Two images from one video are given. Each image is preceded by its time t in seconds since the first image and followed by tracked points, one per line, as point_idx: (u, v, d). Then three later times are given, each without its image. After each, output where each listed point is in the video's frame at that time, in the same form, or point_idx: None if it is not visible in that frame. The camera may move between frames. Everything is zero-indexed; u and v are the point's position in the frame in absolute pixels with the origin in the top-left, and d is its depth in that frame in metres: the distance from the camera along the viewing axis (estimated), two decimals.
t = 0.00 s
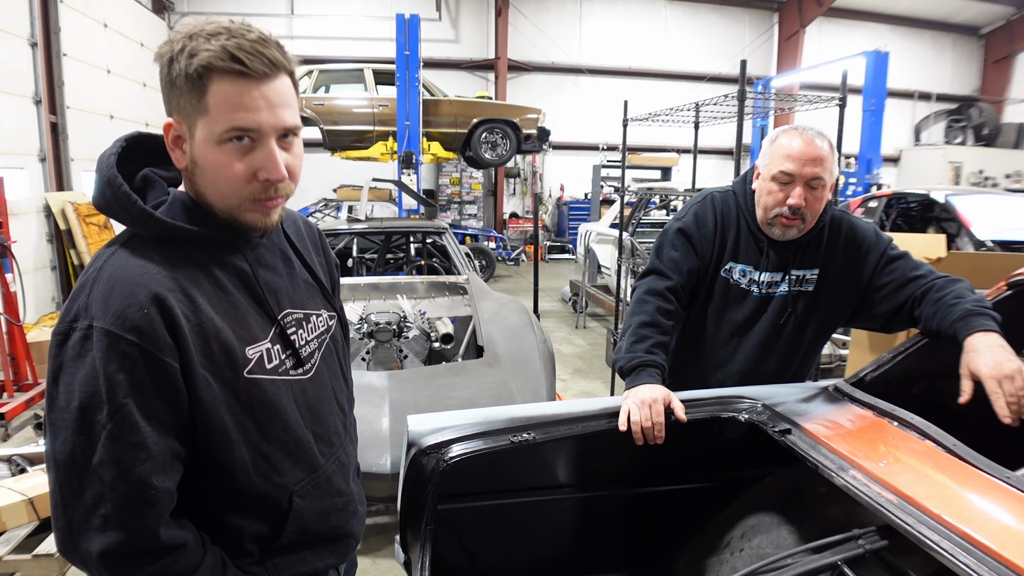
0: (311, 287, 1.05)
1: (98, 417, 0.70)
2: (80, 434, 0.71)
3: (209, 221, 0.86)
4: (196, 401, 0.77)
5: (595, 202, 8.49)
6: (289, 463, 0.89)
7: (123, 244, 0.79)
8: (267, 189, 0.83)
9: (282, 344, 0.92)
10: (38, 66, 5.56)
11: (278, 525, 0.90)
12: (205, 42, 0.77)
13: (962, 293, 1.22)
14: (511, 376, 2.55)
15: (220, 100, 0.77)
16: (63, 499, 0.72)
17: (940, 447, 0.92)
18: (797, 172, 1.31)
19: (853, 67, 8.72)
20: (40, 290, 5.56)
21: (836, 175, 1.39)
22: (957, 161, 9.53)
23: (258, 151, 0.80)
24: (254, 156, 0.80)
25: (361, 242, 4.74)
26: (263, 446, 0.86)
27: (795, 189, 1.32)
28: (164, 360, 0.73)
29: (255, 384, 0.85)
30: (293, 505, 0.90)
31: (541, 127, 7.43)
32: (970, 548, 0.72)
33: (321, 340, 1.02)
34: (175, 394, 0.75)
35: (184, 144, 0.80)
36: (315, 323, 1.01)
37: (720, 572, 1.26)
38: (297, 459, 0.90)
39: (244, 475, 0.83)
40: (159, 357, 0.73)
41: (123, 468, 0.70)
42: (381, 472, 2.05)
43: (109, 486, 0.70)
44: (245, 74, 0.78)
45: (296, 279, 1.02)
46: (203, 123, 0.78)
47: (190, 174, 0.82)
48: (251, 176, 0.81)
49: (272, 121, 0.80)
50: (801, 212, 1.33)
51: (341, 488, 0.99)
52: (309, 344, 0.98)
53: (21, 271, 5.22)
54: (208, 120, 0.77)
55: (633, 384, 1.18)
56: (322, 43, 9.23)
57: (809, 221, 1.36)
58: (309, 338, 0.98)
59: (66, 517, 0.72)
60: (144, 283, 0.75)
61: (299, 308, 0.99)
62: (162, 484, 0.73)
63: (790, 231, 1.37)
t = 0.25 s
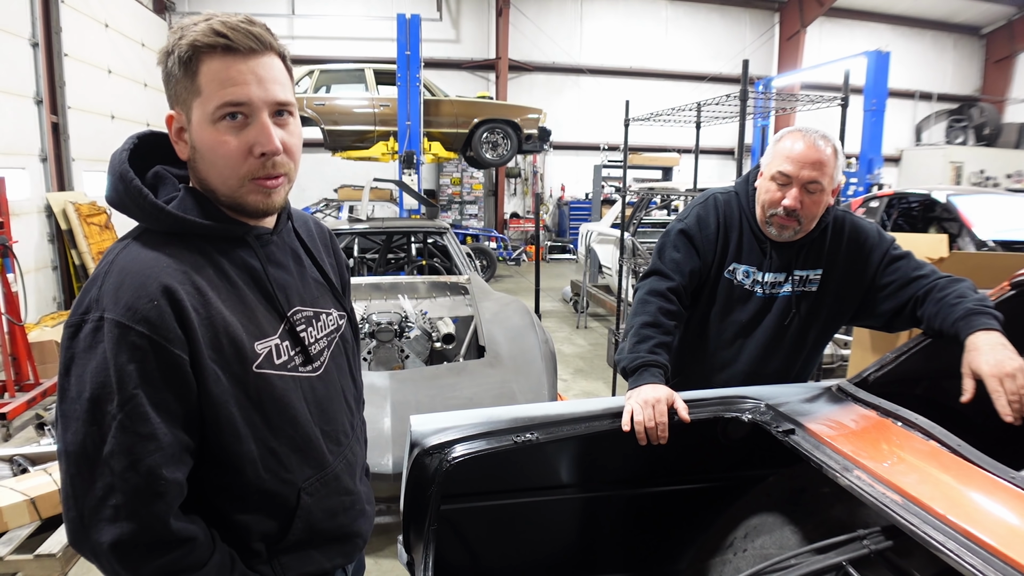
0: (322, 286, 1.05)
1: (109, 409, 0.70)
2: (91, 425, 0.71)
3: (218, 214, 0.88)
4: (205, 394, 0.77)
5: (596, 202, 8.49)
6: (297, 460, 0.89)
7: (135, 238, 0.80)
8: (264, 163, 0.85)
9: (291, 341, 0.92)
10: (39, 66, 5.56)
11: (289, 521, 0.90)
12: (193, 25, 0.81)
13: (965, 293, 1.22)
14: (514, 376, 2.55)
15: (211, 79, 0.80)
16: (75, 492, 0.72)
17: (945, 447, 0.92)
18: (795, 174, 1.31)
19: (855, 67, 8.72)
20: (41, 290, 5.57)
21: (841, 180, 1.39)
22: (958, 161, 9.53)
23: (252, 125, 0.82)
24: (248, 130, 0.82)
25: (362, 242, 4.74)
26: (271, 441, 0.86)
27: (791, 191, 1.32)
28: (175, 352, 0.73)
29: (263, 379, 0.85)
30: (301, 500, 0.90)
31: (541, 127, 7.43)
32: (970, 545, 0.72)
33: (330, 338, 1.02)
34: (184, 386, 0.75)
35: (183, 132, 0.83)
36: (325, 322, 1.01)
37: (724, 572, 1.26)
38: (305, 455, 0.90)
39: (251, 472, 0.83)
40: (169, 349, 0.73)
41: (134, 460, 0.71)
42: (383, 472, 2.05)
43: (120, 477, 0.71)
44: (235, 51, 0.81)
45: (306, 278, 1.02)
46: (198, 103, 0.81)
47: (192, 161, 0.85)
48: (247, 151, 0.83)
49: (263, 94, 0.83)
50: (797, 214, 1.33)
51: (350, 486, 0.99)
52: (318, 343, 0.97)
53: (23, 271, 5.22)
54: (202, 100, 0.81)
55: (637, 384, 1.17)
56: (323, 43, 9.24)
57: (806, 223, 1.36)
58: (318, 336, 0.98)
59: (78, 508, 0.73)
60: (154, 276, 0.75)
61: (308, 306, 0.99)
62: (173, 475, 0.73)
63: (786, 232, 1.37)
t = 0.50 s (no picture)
0: (336, 284, 1.05)
1: (140, 394, 0.71)
2: (119, 411, 0.72)
3: (238, 212, 0.89)
4: (230, 380, 0.79)
5: (597, 203, 8.49)
6: (311, 454, 0.90)
7: (160, 231, 0.81)
8: (296, 157, 0.87)
9: (305, 337, 0.92)
10: (40, 66, 5.56)
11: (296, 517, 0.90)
12: (216, 29, 0.82)
13: (969, 295, 1.22)
14: (516, 377, 2.55)
15: (242, 79, 0.82)
16: (101, 479, 0.73)
17: (952, 450, 0.91)
18: (796, 174, 1.32)
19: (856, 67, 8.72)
20: (42, 290, 5.57)
21: (845, 182, 1.40)
22: (959, 161, 9.54)
23: (283, 123, 0.84)
24: (280, 127, 0.84)
25: (363, 242, 4.74)
26: (284, 432, 0.87)
27: (791, 190, 1.33)
28: (202, 336, 0.75)
29: (279, 371, 0.85)
30: (312, 494, 0.90)
31: (542, 127, 7.43)
32: (971, 543, 0.73)
33: (344, 336, 1.02)
34: (211, 370, 0.77)
35: (210, 134, 0.84)
36: (338, 320, 1.02)
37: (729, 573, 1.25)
38: (319, 450, 0.91)
39: (264, 465, 0.84)
40: (197, 334, 0.74)
41: (166, 443, 0.72)
42: (386, 473, 2.05)
43: (150, 461, 0.72)
44: (262, 52, 0.83)
45: (321, 276, 1.02)
46: (229, 105, 0.82)
47: (219, 161, 0.85)
48: (281, 146, 0.84)
49: (290, 92, 0.85)
50: (798, 213, 1.33)
51: (362, 483, 0.99)
52: (331, 339, 0.98)
53: (24, 271, 5.22)
54: (233, 101, 0.82)
55: (642, 386, 1.17)
56: (324, 43, 9.23)
57: (807, 224, 1.36)
58: (332, 334, 0.98)
59: (103, 496, 0.73)
60: (182, 264, 0.76)
61: (322, 304, 0.99)
62: (202, 459, 0.75)
63: (788, 231, 1.37)
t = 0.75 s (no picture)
0: (357, 283, 1.06)
1: (188, 376, 0.72)
2: (167, 395, 0.72)
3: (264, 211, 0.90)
4: (268, 366, 0.81)
5: (598, 203, 8.50)
6: (334, 446, 0.91)
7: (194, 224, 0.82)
8: (317, 163, 0.88)
9: (326, 333, 0.93)
10: (41, 66, 5.56)
11: (313, 512, 0.91)
12: (239, 38, 0.82)
13: (976, 297, 1.22)
14: (520, 378, 2.55)
15: (264, 88, 0.82)
16: (144, 463, 0.73)
17: (963, 454, 0.91)
18: (800, 173, 1.33)
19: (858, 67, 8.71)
20: (43, 290, 5.56)
21: (852, 184, 1.40)
22: (960, 161, 9.54)
23: (306, 131, 0.86)
24: (302, 135, 0.85)
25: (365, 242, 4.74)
26: (307, 424, 0.88)
27: (796, 188, 1.34)
28: (245, 322, 0.77)
29: (305, 363, 0.86)
30: (332, 488, 0.91)
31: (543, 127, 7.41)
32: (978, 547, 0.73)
33: (363, 334, 1.02)
34: (252, 355, 0.79)
35: (232, 141, 0.85)
36: (358, 319, 1.02)
37: None
38: (342, 443, 0.92)
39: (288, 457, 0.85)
40: (241, 319, 0.76)
41: (214, 426, 0.73)
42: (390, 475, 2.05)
43: (197, 445, 0.73)
44: (283, 61, 0.84)
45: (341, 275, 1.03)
46: (253, 113, 0.83)
47: (242, 167, 0.86)
48: (303, 153, 0.86)
49: (311, 100, 0.86)
50: (801, 213, 1.34)
51: (383, 479, 0.99)
52: (352, 336, 0.98)
53: (25, 271, 5.23)
54: (256, 111, 0.83)
55: (649, 389, 1.17)
56: (325, 43, 9.23)
57: (812, 225, 1.36)
58: (352, 330, 0.99)
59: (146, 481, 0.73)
60: (224, 252, 0.78)
61: (343, 302, 1.00)
62: (246, 443, 0.76)
63: (791, 232, 1.37)
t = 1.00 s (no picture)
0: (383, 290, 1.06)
1: (210, 388, 0.74)
2: (192, 405, 0.74)
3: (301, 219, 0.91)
4: (296, 377, 0.81)
5: (600, 204, 8.50)
6: (364, 451, 0.90)
7: (228, 234, 0.84)
8: (364, 170, 0.89)
9: (358, 339, 0.93)
10: (43, 67, 5.57)
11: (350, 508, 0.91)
12: (289, 50, 0.83)
13: (984, 302, 1.23)
14: (524, 381, 2.56)
15: (315, 99, 0.83)
16: (169, 470, 0.75)
17: (973, 461, 0.91)
18: (808, 176, 1.34)
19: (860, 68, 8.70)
20: (45, 291, 5.56)
21: (860, 187, 1.41)
22: (962, 162, 9.53)
23: (355, 141, 0.86)
24: (351, 145, 0.86)
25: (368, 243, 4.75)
26: (341, 431, 0.88)
27: (803, 192, 1.34)
28: (268, 336, 0.77)
29: (337, 371, 0.86)
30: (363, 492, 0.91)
31: (546, 128, 7.34)
32: (984, 549, 0.74)
33: (392, 339, 1.02)
34: (276, 369, 0.78)
35: (282, 150, 0.86)
36: (387, 325, 1.01)
37: None
38: (374, 447, 0.92)
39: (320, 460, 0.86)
40: (264, 333, 0.76)
41: (233, 436, 0.74)
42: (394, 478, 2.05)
43: (217, 454, 0.74)
44: (334, 71, 0.85)
45: (370, 282, 1.03)
46: (303, 123, 0.83)
47: (291, 176, 0.87)
48: (350, 162, 0.86)
49: (360, 112, 0.87)
50: (808, 216, 1.34)
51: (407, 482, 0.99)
52: (382, 340, 0.98)
53: (28, 272, 5.23)
54: (307, 121, 0.83)
55: (658, 394, 1.18)
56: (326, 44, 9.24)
57: (818, 228, 1.36)
58: (382, 336, 0.98)
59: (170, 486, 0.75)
60: (253, 264, 0.78)
61: (373, 308, 0.99)
62: (265, 453, 0.77)
63: (799, 234, 1.37)
